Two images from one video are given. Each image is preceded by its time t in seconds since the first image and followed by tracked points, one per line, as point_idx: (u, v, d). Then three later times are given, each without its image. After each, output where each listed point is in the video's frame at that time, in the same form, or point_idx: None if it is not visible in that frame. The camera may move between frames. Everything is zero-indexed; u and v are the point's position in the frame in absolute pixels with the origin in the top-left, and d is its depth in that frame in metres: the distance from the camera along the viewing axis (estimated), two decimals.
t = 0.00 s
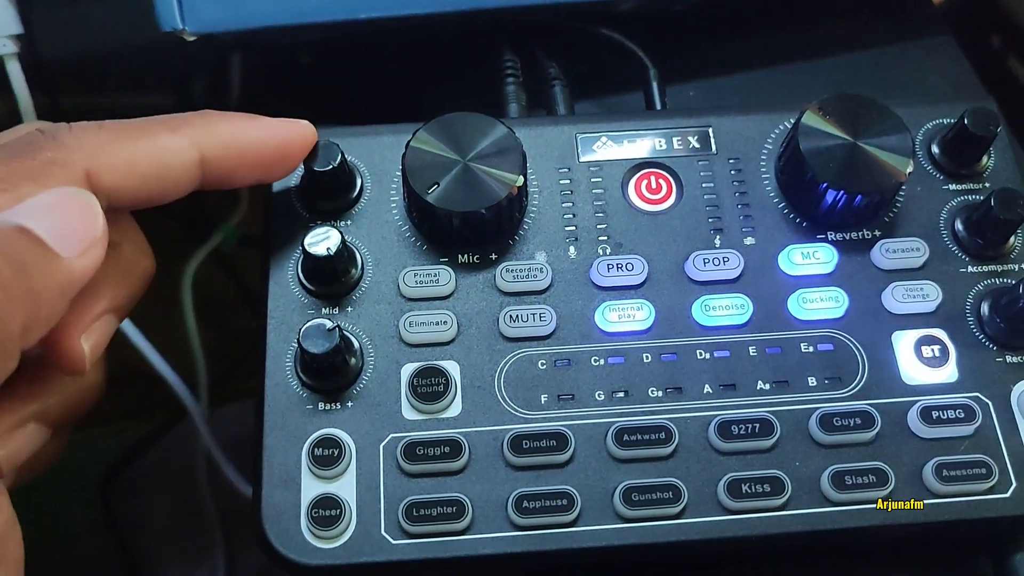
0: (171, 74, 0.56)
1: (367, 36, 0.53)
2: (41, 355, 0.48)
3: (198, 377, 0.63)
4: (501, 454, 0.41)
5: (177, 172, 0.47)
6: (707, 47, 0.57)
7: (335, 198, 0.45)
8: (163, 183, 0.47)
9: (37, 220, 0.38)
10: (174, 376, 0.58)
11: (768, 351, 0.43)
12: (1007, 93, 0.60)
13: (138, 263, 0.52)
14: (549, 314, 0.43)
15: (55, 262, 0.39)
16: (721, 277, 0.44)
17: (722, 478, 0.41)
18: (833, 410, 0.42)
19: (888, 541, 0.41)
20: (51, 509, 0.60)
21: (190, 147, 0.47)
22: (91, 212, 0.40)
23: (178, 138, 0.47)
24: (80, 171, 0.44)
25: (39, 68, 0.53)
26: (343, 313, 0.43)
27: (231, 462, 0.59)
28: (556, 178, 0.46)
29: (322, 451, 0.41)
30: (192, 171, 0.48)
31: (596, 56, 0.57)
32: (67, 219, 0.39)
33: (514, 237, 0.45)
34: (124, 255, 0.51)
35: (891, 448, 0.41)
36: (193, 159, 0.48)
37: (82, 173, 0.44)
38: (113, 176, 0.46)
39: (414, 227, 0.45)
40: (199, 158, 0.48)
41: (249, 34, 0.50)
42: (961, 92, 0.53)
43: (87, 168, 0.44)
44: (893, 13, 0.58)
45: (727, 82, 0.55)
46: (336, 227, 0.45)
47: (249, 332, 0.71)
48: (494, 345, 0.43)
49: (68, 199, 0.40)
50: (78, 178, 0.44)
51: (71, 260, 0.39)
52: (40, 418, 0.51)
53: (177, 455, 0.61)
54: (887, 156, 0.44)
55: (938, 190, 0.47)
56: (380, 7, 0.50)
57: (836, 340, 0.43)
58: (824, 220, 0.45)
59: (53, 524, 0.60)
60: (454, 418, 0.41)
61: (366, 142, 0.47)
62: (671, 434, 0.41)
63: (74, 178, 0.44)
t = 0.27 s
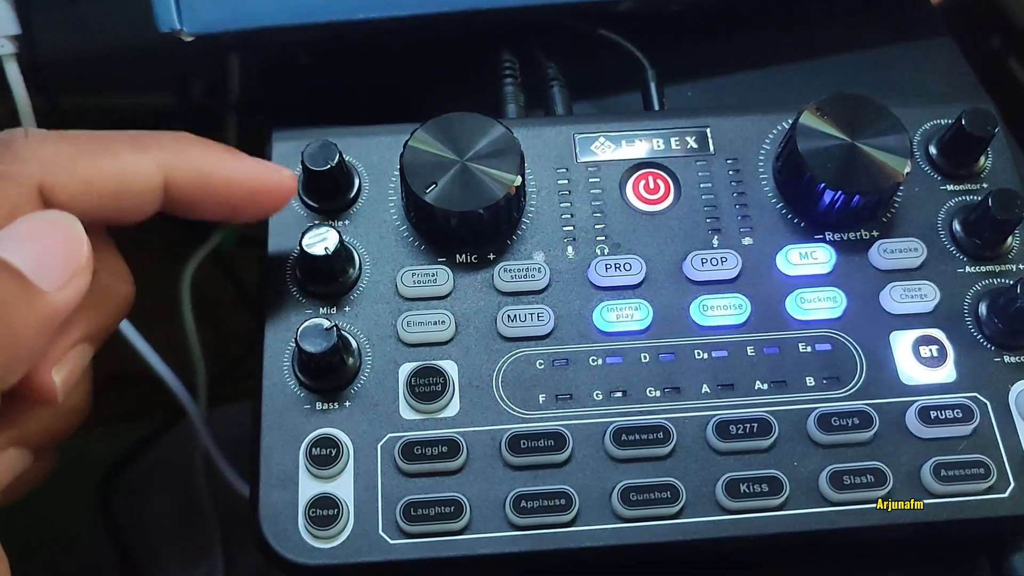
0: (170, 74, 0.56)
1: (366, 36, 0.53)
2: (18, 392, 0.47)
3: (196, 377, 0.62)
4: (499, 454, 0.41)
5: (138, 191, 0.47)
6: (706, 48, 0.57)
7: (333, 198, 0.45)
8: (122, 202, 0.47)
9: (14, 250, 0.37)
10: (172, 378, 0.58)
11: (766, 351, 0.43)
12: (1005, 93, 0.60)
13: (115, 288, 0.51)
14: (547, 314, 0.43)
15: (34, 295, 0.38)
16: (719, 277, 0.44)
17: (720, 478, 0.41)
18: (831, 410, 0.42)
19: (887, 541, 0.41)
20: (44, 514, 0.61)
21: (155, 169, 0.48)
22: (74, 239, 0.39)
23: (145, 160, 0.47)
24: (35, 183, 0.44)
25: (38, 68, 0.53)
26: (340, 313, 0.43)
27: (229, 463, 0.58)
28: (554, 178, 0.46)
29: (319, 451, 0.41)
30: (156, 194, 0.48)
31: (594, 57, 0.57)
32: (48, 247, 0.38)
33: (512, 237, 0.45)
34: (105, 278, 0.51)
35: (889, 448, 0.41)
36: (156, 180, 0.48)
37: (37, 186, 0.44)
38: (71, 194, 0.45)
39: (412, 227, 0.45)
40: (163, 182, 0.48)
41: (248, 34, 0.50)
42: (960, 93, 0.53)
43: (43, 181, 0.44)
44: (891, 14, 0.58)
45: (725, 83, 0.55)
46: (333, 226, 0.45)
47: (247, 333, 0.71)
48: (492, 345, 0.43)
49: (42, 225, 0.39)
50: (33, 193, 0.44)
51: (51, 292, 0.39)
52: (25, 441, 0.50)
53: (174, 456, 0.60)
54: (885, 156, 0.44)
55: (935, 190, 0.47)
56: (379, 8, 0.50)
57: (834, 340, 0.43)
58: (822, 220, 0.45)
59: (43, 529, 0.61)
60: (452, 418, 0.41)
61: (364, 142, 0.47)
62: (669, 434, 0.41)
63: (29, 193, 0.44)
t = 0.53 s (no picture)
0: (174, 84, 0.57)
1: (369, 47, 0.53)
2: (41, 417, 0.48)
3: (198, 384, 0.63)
4: (501, 465, 0.41)
5: (163, 227, 0.47)
6: (706, 58, 0.57)
7: (336, 210, 0.45)
8: (147, 239, 0.47)
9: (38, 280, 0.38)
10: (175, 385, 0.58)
11: (765, 363, 0.43)
12: (1003, 103, 0.60)
13: (132, 312, 0.52)
14: (548, 326, 0.43)
15: (57, 325, 0.39)
16: (719, 289, 0.45)
17: (719, 489, 0.41)
18: (830, 421, 0.42)
19: (884, 551, 0.41)
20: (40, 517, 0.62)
21: (179, 205, 0.47)
22: (96, 268, 0.40)
23: (169, 193, 0.47)
24: (58, 222, 0.44)
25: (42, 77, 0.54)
26: (343, 325, 0.44)
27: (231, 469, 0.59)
28: (555, 191, 0.47)
29: (323, 462, 0.41)
30: (180, 230, 0.48)
31: (594, 67, 0.57)
32: (73, 277, 0.39)
33: (513, 249, 0.45)
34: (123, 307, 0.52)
35: (887, 460, 0.42)
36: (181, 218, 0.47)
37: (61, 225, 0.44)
38: (97, 231, 0.45)
39: (414, 240, 0.45)
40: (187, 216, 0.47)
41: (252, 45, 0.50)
42: (958, 103, 0.54)
43: (67, 220, 0.44)
44: (890, 24, 0.58)
45: (726, 93, 0.56)
46: (336, 238, 0.45)
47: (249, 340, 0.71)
48: (493, 357, 0.43)
49: (65, 252, 0.39)
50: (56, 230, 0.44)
51: (73, 321, 0.39)
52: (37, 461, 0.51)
53: (177, 461, 0.61)
54: (884, 169, 0.44)
55: (933, 202, 0.47)
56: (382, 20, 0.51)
57: (832, 352, 0.44)
58: (821, 232, 0.46)
59: (41, 535, 0.61)
60: (454, 429, 0.42)
61: (367, 153, 0.47)
62: (669, 446, 0.41)
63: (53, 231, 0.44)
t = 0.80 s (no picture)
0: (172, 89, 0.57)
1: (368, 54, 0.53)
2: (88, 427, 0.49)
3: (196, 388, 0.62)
4: (499, 473, 0.41)
5: (202, 185, 0.48)
6: (705, 65, 0.57)
7: (334, 217, 0.45)
8: (189, 198, 0.48)
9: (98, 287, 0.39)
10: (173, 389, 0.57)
11: (764, 370, 0.43)
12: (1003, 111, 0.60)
13: (184, 331, 0.54)
14: (547, 333, 0.43)
15: (116, 330, 0.39)
16: (718, 296, 0.45)
17: (718, 496, 0.41)
18: (828, 429, 0.42)
19: (883, 559, 0.41)
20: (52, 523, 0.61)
21: (208, 157, 0.47)
22: (153, 276, 0.41)
23: (198, 148, 0.47)
24: (108, 193, 0.45)
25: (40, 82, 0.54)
26: (341, 332, 0.44)
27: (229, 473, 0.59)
28: (554, 198, 0.47)
29: (321, 469, 0.41)
30: (213, 181, 0.48)
31: (594, 73, 0.57)
32: (131, 285, 0.40)
33: (512, 255, 0.45)
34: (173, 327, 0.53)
35: (886, 467, 0.42)
36: (214, 170, 0.48)
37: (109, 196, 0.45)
38: (141, 198, 0.46)
39: (413, 246, 0.45)
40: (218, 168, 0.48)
41: (250, 51, 0.50)
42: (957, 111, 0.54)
43: (116, 191, 0.45)
44: (889, 31, 0.58)
45: (725, 100, 0.56)
46: (335, 245, 0.45)
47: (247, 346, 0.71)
48: (491, 364, 0.43)
49: (122, 261, 0.41)
50: (106, 202, 0.45)
51: (131, 328, 0.40)
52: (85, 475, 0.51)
53: (175, 466, 0.61)
54: (882, 176, 0.44)
55: (932, 209, 0.47)
56: (381, 26, 0.51)
57: (831, 359, 0.44)
58: (819, 240, 0.46)
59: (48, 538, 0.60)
60: (452, 436, 0.42)
61: (366, 160, 0.47)
62: (667, 453, 0.41)
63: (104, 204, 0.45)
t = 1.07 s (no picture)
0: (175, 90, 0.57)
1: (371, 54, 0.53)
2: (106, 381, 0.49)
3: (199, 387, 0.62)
4: (502, 475, 0.41)
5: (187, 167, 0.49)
6: (708, 66, 0.57)
7: (338, 218, 0.45)
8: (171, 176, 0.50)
9: (169, 206, 0.44)
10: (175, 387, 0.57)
11: (767, 371, 0.43)
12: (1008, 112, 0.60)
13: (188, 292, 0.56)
14: (550, 335, 0.43)
15: (176, 245, 0.43)
16: (721, 297, 0.45)
17: (721, 498, 0.41)
18: (832, 430, 0.42)
19: (886, 561, 0.41)
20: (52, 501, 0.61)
21: (196, 142, 0.49)
22: (213, 203, 0.46)
23: (187, 131, 0.49)
24: (87, 158, 0.47)
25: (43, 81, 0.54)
26: (345, 333, 0.44)
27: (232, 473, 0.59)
28: (557, 198, 0.47)
29: (325, 471, 0.41)
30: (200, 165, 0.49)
31: (598, 73, 0.57)
32: (194, 203, 0.45)
33: (515, 256, 0.45)
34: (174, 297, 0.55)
35: (889, 469, 0.42)
36: (199, 153, 0.49)
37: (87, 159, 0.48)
38: (120, 165, 0.49)
39: (417, 247, 0.45)
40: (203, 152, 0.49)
41: (254, 52, 0.50)
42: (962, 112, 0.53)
43: (94, 157, 0.48)
44: (893, 32, 0.58)
45: (728, 101, 0.56)
46: (338, 246, 0.45)
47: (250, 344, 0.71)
48: (495, 365, 0.43)
49: (183, 188, 0.45)
50: (84, 165, 0.47)
51: (193, 244, 0.44)
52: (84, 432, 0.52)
53: (179, 465, 0.61)
54: (886, 177, 0.44)
55: (936, 210, 0.47)
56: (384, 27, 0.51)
57: (834, 360, 0.44)
58: (823, 241, 0.46)
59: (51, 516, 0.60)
60: (456, 438, 0.42)
61: (369, 161, 0.47)
62: (671, 455, 0.41)
63: (80, 167, 0.47)
